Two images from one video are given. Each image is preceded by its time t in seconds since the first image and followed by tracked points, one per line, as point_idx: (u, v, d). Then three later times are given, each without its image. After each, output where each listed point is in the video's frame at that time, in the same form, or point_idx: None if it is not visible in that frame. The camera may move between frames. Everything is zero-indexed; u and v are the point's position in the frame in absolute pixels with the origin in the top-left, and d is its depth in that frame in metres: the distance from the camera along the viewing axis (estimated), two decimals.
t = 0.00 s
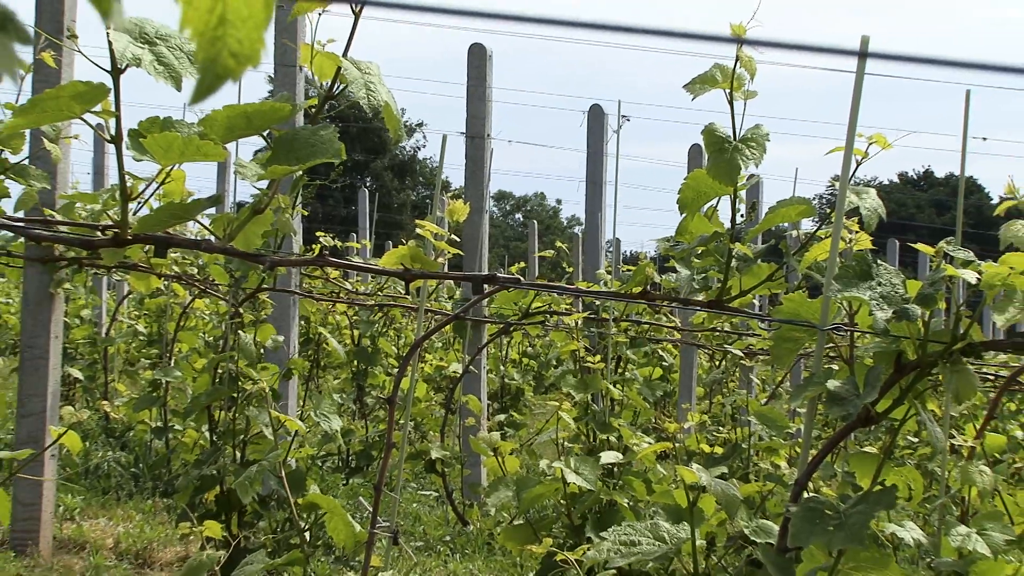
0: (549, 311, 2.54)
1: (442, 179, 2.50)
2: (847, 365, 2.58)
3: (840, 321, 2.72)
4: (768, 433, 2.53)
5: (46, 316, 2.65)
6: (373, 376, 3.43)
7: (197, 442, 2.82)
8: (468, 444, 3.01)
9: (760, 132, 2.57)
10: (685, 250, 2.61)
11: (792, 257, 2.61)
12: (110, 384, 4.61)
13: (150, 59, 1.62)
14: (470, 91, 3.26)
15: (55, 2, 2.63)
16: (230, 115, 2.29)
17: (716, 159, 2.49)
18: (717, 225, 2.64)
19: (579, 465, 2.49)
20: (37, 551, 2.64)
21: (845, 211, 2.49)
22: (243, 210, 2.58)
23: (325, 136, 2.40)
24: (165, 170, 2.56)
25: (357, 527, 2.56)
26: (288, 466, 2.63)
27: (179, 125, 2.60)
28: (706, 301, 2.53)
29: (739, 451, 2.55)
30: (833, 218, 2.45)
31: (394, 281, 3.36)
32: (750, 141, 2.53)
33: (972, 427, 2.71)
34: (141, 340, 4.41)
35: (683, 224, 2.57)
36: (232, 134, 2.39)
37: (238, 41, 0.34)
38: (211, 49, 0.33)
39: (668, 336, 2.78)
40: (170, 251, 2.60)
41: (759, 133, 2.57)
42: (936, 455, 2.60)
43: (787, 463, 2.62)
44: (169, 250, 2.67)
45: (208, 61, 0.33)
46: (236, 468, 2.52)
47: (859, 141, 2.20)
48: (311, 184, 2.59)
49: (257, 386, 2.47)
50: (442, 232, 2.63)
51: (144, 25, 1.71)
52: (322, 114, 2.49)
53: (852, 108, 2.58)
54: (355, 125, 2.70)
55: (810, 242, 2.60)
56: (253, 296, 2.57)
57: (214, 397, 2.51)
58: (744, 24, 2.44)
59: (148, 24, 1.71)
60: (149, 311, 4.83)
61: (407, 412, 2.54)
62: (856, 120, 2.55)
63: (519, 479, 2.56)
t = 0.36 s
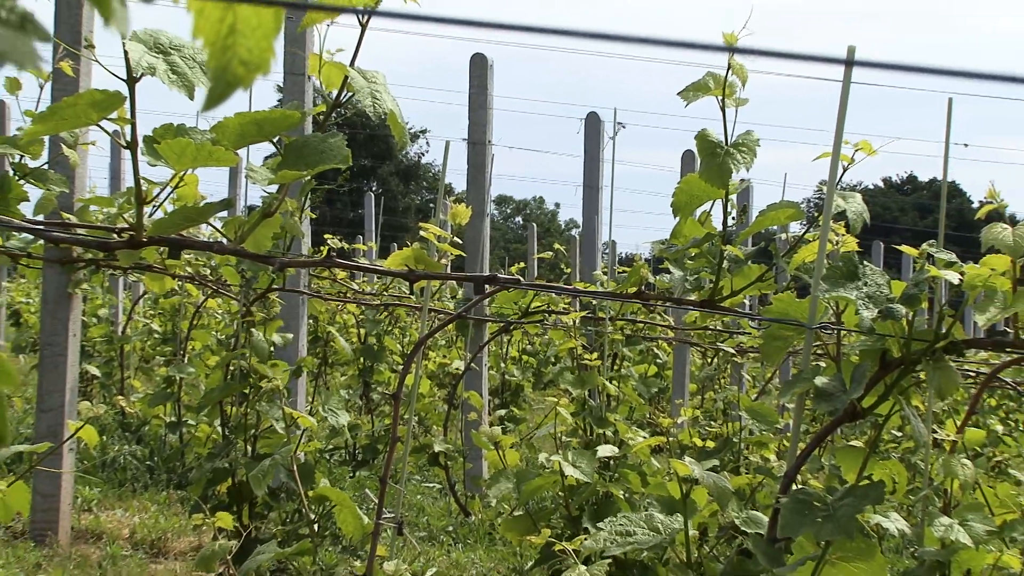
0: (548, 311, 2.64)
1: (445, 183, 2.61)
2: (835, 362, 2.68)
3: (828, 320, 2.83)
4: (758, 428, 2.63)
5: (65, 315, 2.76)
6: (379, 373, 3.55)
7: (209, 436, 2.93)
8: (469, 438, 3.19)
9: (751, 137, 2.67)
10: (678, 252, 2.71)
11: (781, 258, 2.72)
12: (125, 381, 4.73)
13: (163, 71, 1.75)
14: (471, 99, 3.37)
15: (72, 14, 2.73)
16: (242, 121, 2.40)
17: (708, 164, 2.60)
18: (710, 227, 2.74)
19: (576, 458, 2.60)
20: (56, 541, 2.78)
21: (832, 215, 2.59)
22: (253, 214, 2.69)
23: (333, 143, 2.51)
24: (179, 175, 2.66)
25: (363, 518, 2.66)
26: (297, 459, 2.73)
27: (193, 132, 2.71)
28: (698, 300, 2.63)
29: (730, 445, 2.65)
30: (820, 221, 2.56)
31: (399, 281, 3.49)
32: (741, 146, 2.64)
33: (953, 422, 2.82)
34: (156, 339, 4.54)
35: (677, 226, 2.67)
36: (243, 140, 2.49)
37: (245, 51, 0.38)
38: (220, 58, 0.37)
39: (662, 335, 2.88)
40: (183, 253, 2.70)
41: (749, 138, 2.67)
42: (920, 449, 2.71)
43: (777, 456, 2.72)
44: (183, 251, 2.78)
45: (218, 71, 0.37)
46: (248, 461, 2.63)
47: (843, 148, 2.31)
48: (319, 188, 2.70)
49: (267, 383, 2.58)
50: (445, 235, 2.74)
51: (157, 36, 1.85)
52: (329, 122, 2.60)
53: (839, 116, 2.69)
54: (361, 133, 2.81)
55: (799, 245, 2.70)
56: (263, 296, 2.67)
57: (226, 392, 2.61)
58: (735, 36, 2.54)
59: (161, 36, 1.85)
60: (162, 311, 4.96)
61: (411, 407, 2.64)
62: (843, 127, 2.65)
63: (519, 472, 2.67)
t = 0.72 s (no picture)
0: (546, 310, 2.74)
1: (448, 187, 2.71)
2: (822, 359, 2.79)
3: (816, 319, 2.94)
4: (749, 422, 2.74)
5: (81, 314, 2.87)
6: (383, 370, 3.67)
7: (221, 430, 3.04)
8: (470, 432, 3.44)
9: (742, 143, 2.77)
10: (671, 253, 2.82)
11: (771, 260, 2.82)
12: (139, 377, 4.85)
13: (178, 78, 1.85)
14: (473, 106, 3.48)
15: (89, 24, 2.84)
16: (252, 129, 2.51)
17: (700, 168, 2.69)
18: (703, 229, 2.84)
19: (574, 451, 2.70)
20: (74, 532, 2.92)
21: (820, 218, 2.70)
22: (263, 217, 2.79)
23: (340, 149, 2.62)
24: (192, 180, 2.77)
25: (369, 509, 2.77)
26: (305, 453, 2.84)
27: (205, 138, 2.82)
28: (691, 300, 2.74)
29: (721, 439, 2.76)
30: (808, 224, 2.66)
31: (403, 282, 3.61)
32: (732, 152, 2.74)
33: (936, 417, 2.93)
34: (168, 337, 4.67)
35: (670, 228, 2.78)
36: (253, 146, 2.60)
37: (255, 55, 0.43)
38: (233, 62, 0.42)
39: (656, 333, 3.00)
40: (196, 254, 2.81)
41: (741, 144, 2.77)
42: (904, 443, 2.82)
43: (766, 450, 2.83)
44: (195, 253, 2.89)
45: (232, 76, 0.42)
46: (257, 454, 2.74)
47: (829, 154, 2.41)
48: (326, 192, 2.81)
49: (276, 379, 2.68)
50: (447, 237, 2.85)
51: (170, 46, 1.95)
52: (336, 128, 2.71)
53: (826, 122, 2.79)
54: (367, 139, 2.92)
55: (787, 246, 2.81)
56: (272, 296, 2.78)
57: (237, 388, 2.72)
58: (726, 45, 2.65)
59: (174, 46, 1.95)
60: (175, 309, 5.10)
61: (415, 402, 2.75)
62: (829, 133, 2.76)
63: (518, 465, 2.78)
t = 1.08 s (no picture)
0: (545, 310, 2.85)
1: (450, 192, 2.82)
2: (811, 357, 2.89)
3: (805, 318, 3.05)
4: (740, 418, 2.85)
5: (98, 314, 2.99)
6: (389, 367, 3.80)
7: (232, 425, 3.16)
8: (473, 427, 3.56)
9: (734, 150, 2.88)
10: (665, 255, 2.93)
11: (761, 261, 2.93)
12: (154, 374, 5.00)
13: (190, 86, 1.97)
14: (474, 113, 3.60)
15: (106, 35, 2.96)
16: (261, 134, 2.61)
17: (694, 174, 2.80)
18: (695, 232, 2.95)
19: (571, 446, 2.81)
20: (91, 523, 3.05)
21: (808, 221, 2.80)
22: (272, 220, 2.90)
23: (347, 155, 2.72)
24: (204, 184, 2.88)
25: (374, 501, 2.88)
26: (313, 447, 2.95)
27: (217, 144, 2.93)
28: (684, 300, 2.85)
29: (713, 434, 2.87)
30: (797, 226, 2.77)
31: (407, 282, 3.73)
32: (724, 158, 2.84)
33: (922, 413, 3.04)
34: (182, 335, 4.82)
35: (664, 231, 2.88)
36: (264, 152, 2.71)
37: (266, 72, 0.42)
38: (244, 79, 0.42)
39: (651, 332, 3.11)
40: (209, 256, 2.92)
41: (732, 150, 2.88)
42: (890, 438, 2.92)
43: (757, 444, 2.94)
44: (207, 255, 3.00)
45: (242, 89, 0.41)
46: (267, 448, 2.85)
47: (815, 159, 2.52)
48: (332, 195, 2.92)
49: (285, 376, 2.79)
50: (449, 239, 2.96)
51: (183, 56, 2.06)
52: (342, 133, 2.82)
53: (815, 129, 2.90)
54: (372, 145, 3.03)
55: (778, 248, 2.92)
56: (282, 296, 2.89)
57: (248, 385, 2.83)
58: (718, 55, 2.76)
59: (187, 55, 2.07)
60: (188, 309, 5.24)
61: (418, 399, 2.85)
62: (818, 139, 2.87)
63: (518, 459, 2.89)
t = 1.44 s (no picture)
0: (544, 309, 2.96)
1: (452, 196, 2.93)
2: (800, 354, 3.00)
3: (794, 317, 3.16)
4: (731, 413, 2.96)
5: (114, 313, 3.10)
6: (394, 365, 3.94)
7: (242, 420, 3.27)
8: (475, 423, 3.75)
9: (725, 154, 2.98)
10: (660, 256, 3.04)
11: (752, 262, 3.04)
12: (168, 371, 5.14)
13: (203, 93, 2.08)
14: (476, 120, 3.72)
15: (122, 44, 3.07)
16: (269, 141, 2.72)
17: (687, 178, 2.90)
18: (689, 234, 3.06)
19: (569, 440, 2.92)
20: (106, 514, 3.17)
21: (798, 223, 2.91)
22: (281, 223, 3.01)
23: (354, 161, 2.83)
24: (215, 188, 2.99)
25: (379, 493, 2.98)
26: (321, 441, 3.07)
27: (228, 149, 3.04)
28: (678, 299, 2.96)
29: (706, 429, 2.98)
30: (786, 229, 2.88)
31: (410, 282, 3.85)
32: (717, 162, 2.95)
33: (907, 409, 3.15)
34: (196, 333, 4.96)
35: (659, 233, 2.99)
36: (273, 157, 2.81)
37: (273, 77, 0.45)
38: (251, 83, 0.44)
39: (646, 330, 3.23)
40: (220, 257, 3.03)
41: (724, 155, 2.98)
42: (877, 432, 3.03)
43: (748, 439, 3.05)
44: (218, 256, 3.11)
45: (250, 93, 0.44)
46: (276, 442, 2.96)
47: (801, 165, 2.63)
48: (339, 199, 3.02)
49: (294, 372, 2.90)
50: (452, 241, 3.07)
51: (196, 65, 2.18)
52: (348, 140, 2.93)
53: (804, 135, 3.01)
54: (377, 150, 3.14)
55: (768, 250, 3.03)
56: (290, 296, 3.00)
57: (258, 381, 2.94)
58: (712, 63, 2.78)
59: (199, 65, 2.18)
60: (200, 307, 5.39)
61: (422, 394, 2.96)
62: (806, 145, 2.97)
63: (517, 453, 3.00)
